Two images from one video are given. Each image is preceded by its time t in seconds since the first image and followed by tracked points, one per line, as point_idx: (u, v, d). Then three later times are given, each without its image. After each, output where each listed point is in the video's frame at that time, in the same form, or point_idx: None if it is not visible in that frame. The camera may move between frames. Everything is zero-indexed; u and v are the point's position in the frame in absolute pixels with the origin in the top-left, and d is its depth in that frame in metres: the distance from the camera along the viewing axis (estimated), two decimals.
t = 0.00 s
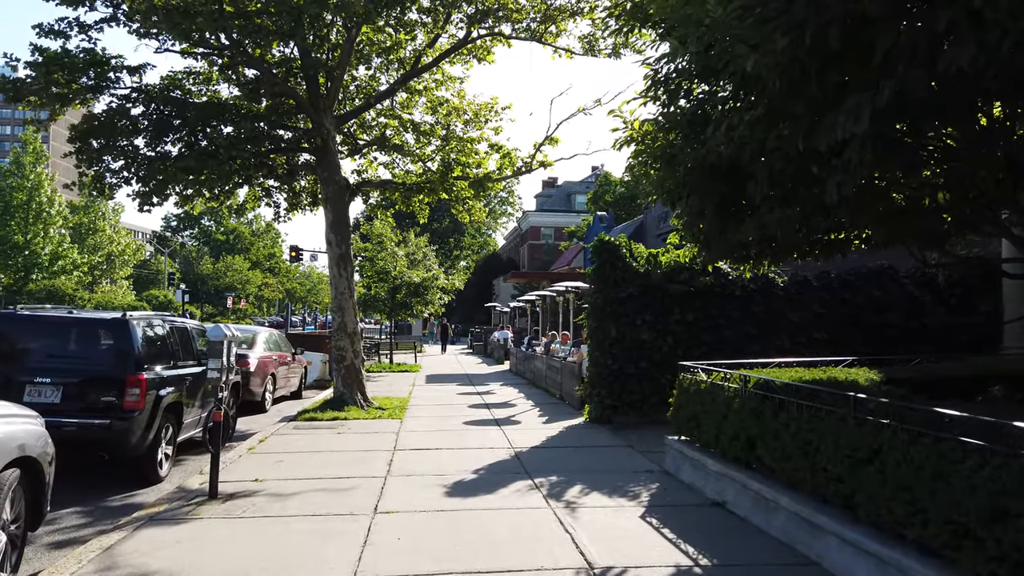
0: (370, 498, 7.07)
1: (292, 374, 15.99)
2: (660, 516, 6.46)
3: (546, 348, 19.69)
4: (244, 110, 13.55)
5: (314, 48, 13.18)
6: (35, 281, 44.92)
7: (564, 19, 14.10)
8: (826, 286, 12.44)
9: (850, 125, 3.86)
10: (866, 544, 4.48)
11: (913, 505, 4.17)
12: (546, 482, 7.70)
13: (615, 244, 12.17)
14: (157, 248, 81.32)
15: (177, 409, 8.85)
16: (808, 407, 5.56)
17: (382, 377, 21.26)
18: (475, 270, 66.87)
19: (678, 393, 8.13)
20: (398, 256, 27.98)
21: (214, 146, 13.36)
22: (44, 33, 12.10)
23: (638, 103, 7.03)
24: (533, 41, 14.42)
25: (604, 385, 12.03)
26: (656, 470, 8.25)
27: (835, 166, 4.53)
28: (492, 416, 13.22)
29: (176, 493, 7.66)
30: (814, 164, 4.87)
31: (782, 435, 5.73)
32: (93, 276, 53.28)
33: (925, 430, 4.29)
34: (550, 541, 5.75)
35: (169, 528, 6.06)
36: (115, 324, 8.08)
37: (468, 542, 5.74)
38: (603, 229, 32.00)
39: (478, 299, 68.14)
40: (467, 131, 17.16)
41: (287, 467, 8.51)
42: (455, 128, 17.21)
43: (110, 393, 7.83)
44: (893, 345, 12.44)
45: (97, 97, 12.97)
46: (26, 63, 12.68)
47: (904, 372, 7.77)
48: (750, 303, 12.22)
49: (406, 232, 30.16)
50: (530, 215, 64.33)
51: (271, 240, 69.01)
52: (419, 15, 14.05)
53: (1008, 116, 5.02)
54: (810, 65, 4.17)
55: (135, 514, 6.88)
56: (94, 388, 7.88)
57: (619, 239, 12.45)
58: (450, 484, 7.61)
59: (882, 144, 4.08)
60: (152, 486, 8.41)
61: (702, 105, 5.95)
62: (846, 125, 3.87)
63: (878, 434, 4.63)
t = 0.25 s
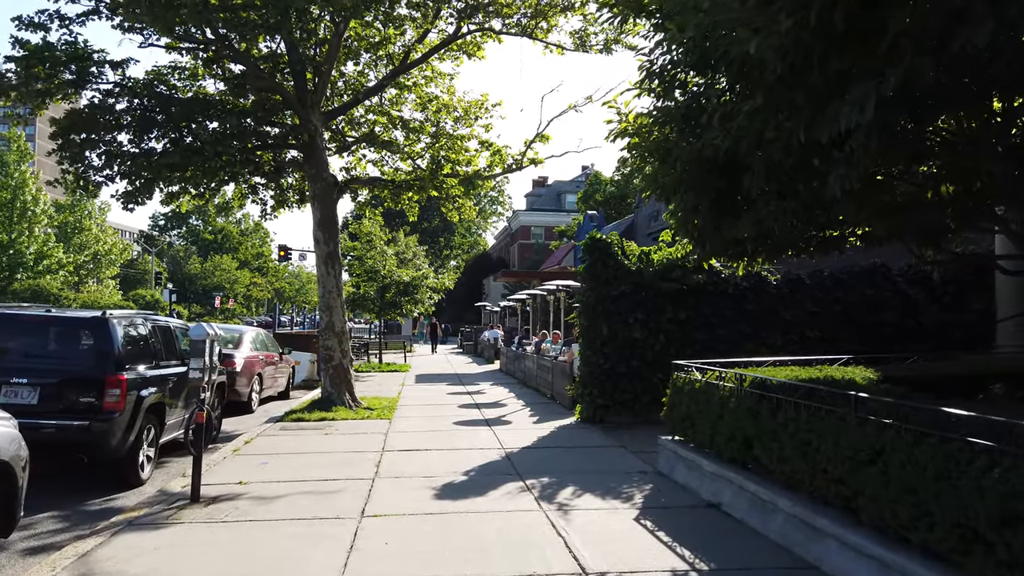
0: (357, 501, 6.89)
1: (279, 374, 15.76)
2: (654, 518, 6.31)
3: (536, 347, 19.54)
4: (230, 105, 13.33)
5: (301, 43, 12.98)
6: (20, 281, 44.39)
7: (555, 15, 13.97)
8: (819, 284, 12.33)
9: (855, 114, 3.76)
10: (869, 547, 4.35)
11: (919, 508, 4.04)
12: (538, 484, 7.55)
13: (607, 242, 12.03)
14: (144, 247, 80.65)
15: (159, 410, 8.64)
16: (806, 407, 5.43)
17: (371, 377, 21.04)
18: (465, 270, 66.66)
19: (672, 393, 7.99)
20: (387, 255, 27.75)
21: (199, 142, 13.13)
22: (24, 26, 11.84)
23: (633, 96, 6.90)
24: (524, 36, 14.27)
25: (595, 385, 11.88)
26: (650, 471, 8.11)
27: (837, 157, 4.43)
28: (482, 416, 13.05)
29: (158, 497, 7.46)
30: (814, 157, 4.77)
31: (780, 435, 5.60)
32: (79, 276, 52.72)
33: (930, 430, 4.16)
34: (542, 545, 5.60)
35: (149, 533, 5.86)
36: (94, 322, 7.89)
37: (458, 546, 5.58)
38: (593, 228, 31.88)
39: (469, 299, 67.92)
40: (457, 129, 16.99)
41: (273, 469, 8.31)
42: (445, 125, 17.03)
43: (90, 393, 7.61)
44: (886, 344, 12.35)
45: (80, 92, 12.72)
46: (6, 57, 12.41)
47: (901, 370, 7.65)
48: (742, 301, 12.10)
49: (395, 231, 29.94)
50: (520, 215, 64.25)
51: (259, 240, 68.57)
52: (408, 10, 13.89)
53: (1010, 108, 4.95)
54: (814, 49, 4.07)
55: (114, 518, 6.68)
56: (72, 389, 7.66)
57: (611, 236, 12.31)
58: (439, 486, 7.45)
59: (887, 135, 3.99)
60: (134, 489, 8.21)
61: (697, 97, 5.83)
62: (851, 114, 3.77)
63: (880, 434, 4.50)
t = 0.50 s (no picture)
0: (345, 508, 6.69)
1: (266, 375, 15.52)
2: (650, 525, 6.14)
3: (527, 347, 19.35)
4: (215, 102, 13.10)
5: (288, 38, 12.76)
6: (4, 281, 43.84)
7: (546, 11, 13.83)
8: (813, 284, 12.19)
9: (866, 104, 3.64)
10: (874, 557, 4.19)
11: (928, 519, 3.88)
12: (529, 488, 7.37)
13: (599, 241, 11.87)
14: (131, 247, 79.97)
15: (141, 413, 8.41)
16: (806, 411, 5.28)
17: (360, 378, 20.80)
18: (455, 270, 66.45)
19: (667, 395, 7.84)
20: (376, 254, 27.51)
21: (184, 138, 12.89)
22: (4, 19, 11.57)
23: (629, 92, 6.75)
24: (515, 33, 14.11)
25: (588, 386, 11.71)
26: (644, 475, 7.95)
27: (842, 153, 4.30)
28: (473, 418, 12.86)
29: (138, 504, 7.24)
30: (817, 153, 4.63)
31: (779, 439, 5.44)
32: (64, 276, 52.16)
33: (938, 436, 4.01)
34: (534, 554, 5.42)
35: (127, 544, 5.65)
36: (74, 324, 7.71)
37: (448, 555, 5.39)
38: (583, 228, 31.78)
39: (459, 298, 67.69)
40: (446, 127, 16.79)
41: (258, 474, 8.10)
42: (434, 123, 16.83)
43: (68, 397, 7.38)
44: (881, 344, 12.23)
45: (61, 87, 12.46)
46: None
47: (900, 372, 7.50)
48: (736, 302, 11.94)
49: (384, 230, 29.71)
50: (510, 214, 64.15)
51: (248, 239, 68.11)
52: (397, 6, 13.70)
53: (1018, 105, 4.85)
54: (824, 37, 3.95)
55: (92, 527, 6.46)
56: (50, 393, 7.42)
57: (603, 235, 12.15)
58: (429, 491, 7.26)
59: (897, 127, 3.87)
60: (114, 495, 7.98)
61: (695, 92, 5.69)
62: (860, 104, 3.64)
63: (885, 439, 4.35)
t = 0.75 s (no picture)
0: (332, 514, 6.50)
1: (254, 376, 15.28)
2: (646, 530, 5.97)
3: (518, 347, 19.18)
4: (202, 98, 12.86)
5: (276, 33, 12.54)
6: None
7: (538, 7, 13.66)
8: (807, 284, 12.05)
9: (877, 93, 3.51)
10: (880, 566, 4.04)
11: (939, 528, 3.74)
12: (522, 492, 7.19)
13: (592, 240, 11.71)
14: (119, 246, 79.33)
15: (123, 416, 8.19)
16: (807, 413, 5.13)
17: (349, 379, 20.57)
18: (446, 269, 66.20)
19: (662, 396, 7.68)
20: (366, 253, 27.27)
21: (169, 135, 12.66)
22: None
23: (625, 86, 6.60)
24: (506, 28, 13.92)
25: (580, 387, 11.54)
26: (638, 477, 7.79)
27: (848, 146, 4.17)
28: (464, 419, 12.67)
29: (119, 511, 7.02)
30: (821, 147, 4.51)
31: (780, 442, 5.29)
32: (50, 275, 51.61)
33: (948, 441, 3.86)
34: (527, 561, 5.25)
35: (105, 553, 5.44)
36: (53, 324, 7.50)
37: (439, 563, 5.22)
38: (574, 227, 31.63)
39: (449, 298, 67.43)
40: (437, 124, 16.58)
41: (244, 478, 7.89)
42: (425, 120, 16.62)
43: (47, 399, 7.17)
44: (875, 344, 12.11)
45: (43, 82, 12.20)
46: None
47: (899, 373, 7.36)
48: (730, 301, 11.80)
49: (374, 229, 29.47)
50: (500, 213, 63.97)
51: (236, 238, 67.64)
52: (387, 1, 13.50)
53: None
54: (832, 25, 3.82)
55: (69, 534, 6.24)
56: (28, 395, 7.20)
57: (596, 234, 11.99)
58: (419, 496, 7.08)
59: (907, 119, 3.74)
60: (95, 500, 7.76)
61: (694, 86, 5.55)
62: (871, 92, 3.52)
63: (891, 444, 4.20)
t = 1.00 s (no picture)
0: (319, 518, 6.31)
1: (241, 376, 15.04)
2: (643, 534, 5.80)
3: (510, 347, 19.00)
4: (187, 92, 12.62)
5: (263, 27, 12.31)
6: None
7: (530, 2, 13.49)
8: (802, 282, 11.92)
9: (892, 79, 3.40)
10: (889, 573, 3.88)
11: (953, 534, 3.58)
12: (515, 495, 7.01)
13: (585, 238, 11.55)
14: (105, 245, 78.59)
15: (104, 418, 7.97)
16: (810, 413, 4.98)
17: (338, 379, 20.33)
18: (436, 268, 65.93)
19: (657, 397, 7.52)
20: (355, 252, 27.03)
21: (154, 130, 12.41)
22: None
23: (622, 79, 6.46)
24: (497, 23, 13.75)
25: (573, 387, 11.38)
26: (634, 479, 7.63)
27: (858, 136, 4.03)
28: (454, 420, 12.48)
29: (98, 516, 6.80)
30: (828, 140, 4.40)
31: (782, 444, 5.14)
32: (35, 274, 51.03)
33: (960, 443, 3.71)
34: (521, 568, 5.07)
35: (82, 561, 5.23)
36: (32, 323, 7.27)
37: (430, 570, 5.04)
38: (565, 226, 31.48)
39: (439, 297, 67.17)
40: (427, 121, 16.38)
41: (229, 482, 7.68)
42: (415, 117, 16.41)
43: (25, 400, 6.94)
44: (870, 343, 11.99)
45: (24, 76, 11.94)
46: None
47: (899, 372, 7.23)
48: (724, 300, 11.66)
49: (364, 228, 29.23)
50: (491, 212, 63.81)
51: (225, 237, 67.17)
52: None
53: None
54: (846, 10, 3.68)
55: (46, 541, 6.02)
56: (5, 396, 6.98)
57: (589, 232, 11.83)
58: (409, 499, 6.89)
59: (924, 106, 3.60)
60: (74, 504, 7.53)
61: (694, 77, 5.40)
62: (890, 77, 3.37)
63: (900, 446, 4.05)
